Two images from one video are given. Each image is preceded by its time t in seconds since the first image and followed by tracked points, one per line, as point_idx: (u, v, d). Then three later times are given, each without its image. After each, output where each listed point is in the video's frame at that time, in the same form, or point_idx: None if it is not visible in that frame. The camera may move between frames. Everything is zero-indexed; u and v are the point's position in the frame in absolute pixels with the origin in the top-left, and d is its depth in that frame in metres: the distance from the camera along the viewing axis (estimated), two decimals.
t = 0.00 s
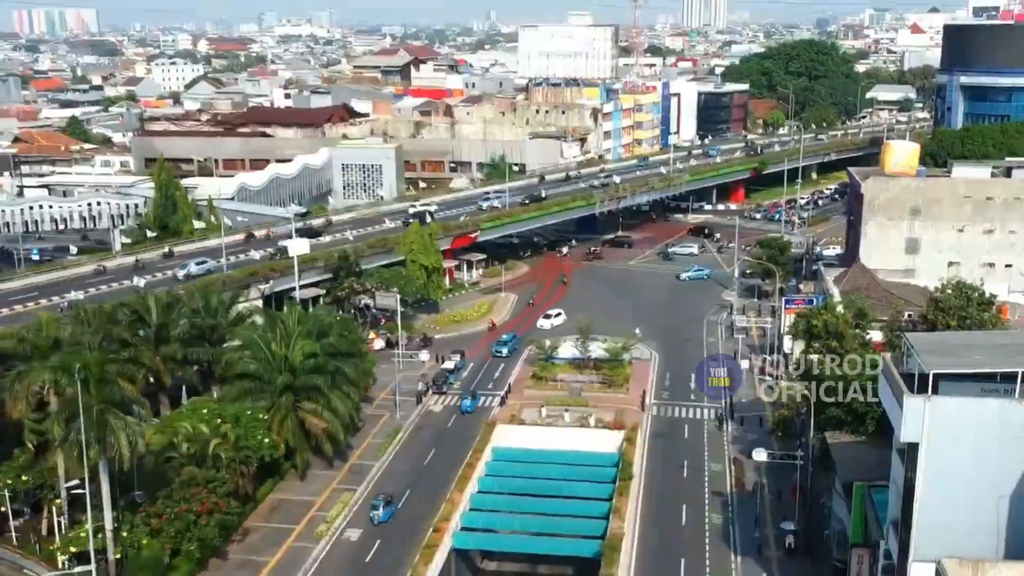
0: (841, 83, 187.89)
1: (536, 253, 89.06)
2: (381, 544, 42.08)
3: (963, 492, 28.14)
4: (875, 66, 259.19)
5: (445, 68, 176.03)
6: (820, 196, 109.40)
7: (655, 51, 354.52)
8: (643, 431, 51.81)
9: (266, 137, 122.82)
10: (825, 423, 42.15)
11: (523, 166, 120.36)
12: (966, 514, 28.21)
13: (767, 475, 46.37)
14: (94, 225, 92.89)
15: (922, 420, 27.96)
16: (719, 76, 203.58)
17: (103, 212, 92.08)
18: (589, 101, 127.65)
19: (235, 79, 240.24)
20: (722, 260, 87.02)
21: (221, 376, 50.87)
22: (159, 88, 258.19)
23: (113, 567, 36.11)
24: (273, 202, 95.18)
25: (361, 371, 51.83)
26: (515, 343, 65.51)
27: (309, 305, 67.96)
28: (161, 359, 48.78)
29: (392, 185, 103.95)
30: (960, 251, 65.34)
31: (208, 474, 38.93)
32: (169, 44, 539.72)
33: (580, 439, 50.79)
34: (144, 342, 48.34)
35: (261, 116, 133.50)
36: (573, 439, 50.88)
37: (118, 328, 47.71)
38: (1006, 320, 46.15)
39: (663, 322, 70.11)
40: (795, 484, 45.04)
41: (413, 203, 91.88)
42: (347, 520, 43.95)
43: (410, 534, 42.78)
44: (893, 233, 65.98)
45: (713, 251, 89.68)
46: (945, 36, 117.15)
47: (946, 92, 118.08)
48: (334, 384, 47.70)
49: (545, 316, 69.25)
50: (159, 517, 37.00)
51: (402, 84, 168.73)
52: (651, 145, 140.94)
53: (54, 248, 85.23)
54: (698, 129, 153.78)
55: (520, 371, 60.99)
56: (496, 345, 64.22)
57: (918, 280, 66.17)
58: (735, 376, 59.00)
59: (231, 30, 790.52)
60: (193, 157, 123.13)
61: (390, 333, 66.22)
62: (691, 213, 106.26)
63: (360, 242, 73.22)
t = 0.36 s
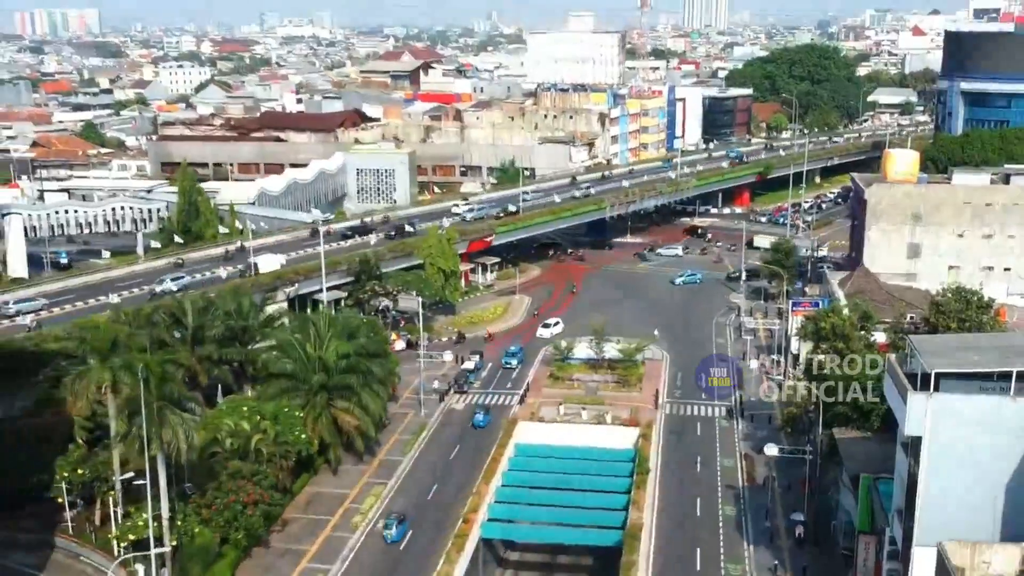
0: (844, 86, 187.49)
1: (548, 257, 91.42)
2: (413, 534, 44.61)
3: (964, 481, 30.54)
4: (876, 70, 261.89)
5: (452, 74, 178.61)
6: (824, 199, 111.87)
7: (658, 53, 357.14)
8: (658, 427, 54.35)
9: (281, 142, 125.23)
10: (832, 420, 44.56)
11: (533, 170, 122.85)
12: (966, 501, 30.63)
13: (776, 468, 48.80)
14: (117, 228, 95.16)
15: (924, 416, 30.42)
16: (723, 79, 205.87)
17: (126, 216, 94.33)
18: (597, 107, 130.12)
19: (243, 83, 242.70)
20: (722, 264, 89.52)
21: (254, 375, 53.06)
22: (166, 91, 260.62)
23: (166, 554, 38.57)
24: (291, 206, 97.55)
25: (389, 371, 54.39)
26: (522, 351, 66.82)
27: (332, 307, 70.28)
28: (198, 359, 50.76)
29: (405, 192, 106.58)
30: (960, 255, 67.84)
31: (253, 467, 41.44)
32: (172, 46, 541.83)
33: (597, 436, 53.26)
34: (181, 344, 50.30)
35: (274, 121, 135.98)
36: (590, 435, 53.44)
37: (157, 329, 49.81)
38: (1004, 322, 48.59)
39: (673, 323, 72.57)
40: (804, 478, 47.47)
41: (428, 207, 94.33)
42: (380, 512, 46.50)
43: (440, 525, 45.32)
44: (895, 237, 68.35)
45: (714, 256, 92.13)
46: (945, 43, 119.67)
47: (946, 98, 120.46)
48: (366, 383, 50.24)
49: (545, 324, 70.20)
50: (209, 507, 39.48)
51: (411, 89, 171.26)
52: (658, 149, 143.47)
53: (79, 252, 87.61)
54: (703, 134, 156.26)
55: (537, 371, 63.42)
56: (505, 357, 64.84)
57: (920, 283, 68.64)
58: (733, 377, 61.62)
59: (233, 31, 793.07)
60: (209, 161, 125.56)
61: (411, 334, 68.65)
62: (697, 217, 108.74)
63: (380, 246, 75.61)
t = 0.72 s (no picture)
0: (846, 88, 192.77)
1: (560, 258, 93.53)
2: (440, 524, 46.75)
3: (965, 468, 32.68)
4: (877, 71, 264.04)
5: (460, 77, 180.89)
6: (827, 201, 113.91)
7: (662, 56, 359.24)
8: (671, 422, 56.57)
9: (293, 145, 127.29)
10: (839, 415, 46.68)
11: (542, 172, 124.90)
12: (967, 485, 32.75)
13: (785, 461, 50.98)
14: (139, 229, 97.35)
15: (928, 408, 32.57)
16: (727, 82, 207.88)
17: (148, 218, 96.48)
18: (604, 110, 132.20)
19: (250, 84, 244.88)
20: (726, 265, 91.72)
21: (282, 373, 55.11)
22: (174, 93, 262.79)
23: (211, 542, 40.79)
24: (307, 209, 99.58)
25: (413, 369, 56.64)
26: (536, 351, 68.83)
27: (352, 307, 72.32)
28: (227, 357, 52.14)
29: (417, 196, 108.78)
30: (961, 257, 70.07)
31: (290, 459, 43.71)
32: (177, 47, 543.99)
33: (612, 432, 55.53)
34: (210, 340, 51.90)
35: (286, 124, 138.12)
36: (606, 429, 55.65)
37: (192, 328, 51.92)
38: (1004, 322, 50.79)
39: (683, 322, 74.68)
40: (812, 470, 49.61)
41: (440, 210, 96.50)
42: (407, 503, 48.67)
43: (465, 516, 47.46)
44: (898, 239, 70.49)
45: (717, 257, 94.25)
46: (946, 48, 121.78)
47: (948, 102, 122.46)
48: (392, 381, 52.49)
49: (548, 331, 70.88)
50: (249, 497, 41.83)
51: (419, 92, 173.46)
52: (663, 151, 145.64)
53: (102, 254, 89.67)
54: (708, 136, 158.41)
55: (553, 369, 65.53)
56: (516, 365, 65.07)
57: (922, 284, 70.81)
58: (732, 377, 63.44)
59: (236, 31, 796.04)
60: (223, 164, 127.68)
61: (429, 333, 70.80)
62: (704, 219, 110.80)
63: (398, 248, 77.72)
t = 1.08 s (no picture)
0: (847, 90, 195.36)
1: (570, 260, 96.03)
2: (463, 512, 49.22)
3: (960, 456, 34.99)
4: (878, 73, 266.54)
5: (467, 81, 183.55)
6: (830, 203, 116.32)
7: (665, 57, 361.51)
8: (680, 416, 59.01)
9: (306, 148, 129.67)
10: (843, 409, 49.09)
11: (549, 175, 127.25)
12: (963, 472, 35.08)
13: (791, 453, 53.42)
14: (159, 232, 99.83)
15: (926, 403, 34.85)
16: (730, 84, 210.37)
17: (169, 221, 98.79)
18: (610, 114, 134.53)
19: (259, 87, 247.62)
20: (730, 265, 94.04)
21: (306, 370, 57.30)
22: (182, 94, 265.38)
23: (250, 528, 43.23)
24: (322, 212, 102.07)
25: (433, 366, 59.11)
26: (550, 349, 71.34)
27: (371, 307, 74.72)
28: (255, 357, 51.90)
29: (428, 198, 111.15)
30: (960, 258, 72.50)
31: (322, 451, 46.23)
32: (181, 48, 546.38)
33: (624, 426, 57.95)
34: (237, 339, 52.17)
35: (298, 127, 140.62)
36: (619, 423, 58.08)
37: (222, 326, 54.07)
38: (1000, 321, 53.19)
39: (691, 322, 77.12)
40: (816, 462, 52.02)
41: (452, 212, 99.02)
42: (430, 493, 51.13)
43: (487, 505, 49.93)
44: (899, 241, 72.70)
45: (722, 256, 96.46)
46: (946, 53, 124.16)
47: (948, 105, 124.84)
48: (414, 377, 54.86)
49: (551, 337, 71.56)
50: (285, 486, 44.36)
51: (427, 95, 176.04)
52: (668, 154, 148.07)
53: (124, 255, 92.14)
54: (712, 139, 160.84)
55: (566, 366, 67.92)
56: (524, 373, 65.78)
57: (922, 285, 73.21)
58: (732, 378, 64.96)
59: (238, 31, 797.76)
60: (237, 167, 130.10)
61: (446, 332, 73.25)
62: (709, 220, 113.22)
63: (414, 250, 80.15)
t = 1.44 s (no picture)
0: (847, 92, 197.93)
1: (577, 260, 98.42)
2: (480, 501, 51.76)
3: (950, 444, 37.42)
4: (878, 75, 268.67)
5: (472, 83, 185.92)
6: (830, 204, 118.73)
7: (666, 59, 363.79)
8: (686, 411, 61.48)
9: (316, 150, 131.95)
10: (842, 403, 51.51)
11: (555, 176, 129.46)
12: (952, 458, 37.52)
13: (792, 445, 55.81)
14: (175, 233, 102.76)
15: (919, 393, 37.35)
16: (732, 86, 212.70)
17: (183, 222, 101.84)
18: (614, 116, 136.90)
19: (264, 88, 250.07)
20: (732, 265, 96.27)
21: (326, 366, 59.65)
22: (188, 95, 267.61)
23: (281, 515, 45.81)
24: (334, 213, 104.39)
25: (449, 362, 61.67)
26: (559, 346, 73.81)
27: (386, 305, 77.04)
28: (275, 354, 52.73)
29: (437, 199, 113.46)
30: (957, 258, 74.94)
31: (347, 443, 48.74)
32: (184, 49, 548.24)
33: (632, 420, 60.49)
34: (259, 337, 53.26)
35: (307, 129, 142.99)
36: (627, 417, 60.62)
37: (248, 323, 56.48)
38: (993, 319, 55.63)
39: (695, 320, 79.58)
40: (816, 454, 54.46)
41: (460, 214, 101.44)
42: (449, 483, 53.66)
43: (503, 494, 52.47)
44: (898, 241, 75.20)
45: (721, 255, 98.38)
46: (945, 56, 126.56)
47: (946, 109, 127.28)
48: (431, 373, 57.40)
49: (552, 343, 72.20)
50: (313, 475, 46.92)
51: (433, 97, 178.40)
52: (671, 155, 150.45)
53: (142, 256, 94.43)
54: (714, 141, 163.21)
55: (575, 363, 70.39)
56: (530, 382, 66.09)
57: (920, 284, 75.62)
58: (730, 377, 66.75)
59: (240, 31, 799.74)
60: (247, 168, 132.02)
61: (459, 330, 75.66)
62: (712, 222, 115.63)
63: (426, 251, 82.58)
